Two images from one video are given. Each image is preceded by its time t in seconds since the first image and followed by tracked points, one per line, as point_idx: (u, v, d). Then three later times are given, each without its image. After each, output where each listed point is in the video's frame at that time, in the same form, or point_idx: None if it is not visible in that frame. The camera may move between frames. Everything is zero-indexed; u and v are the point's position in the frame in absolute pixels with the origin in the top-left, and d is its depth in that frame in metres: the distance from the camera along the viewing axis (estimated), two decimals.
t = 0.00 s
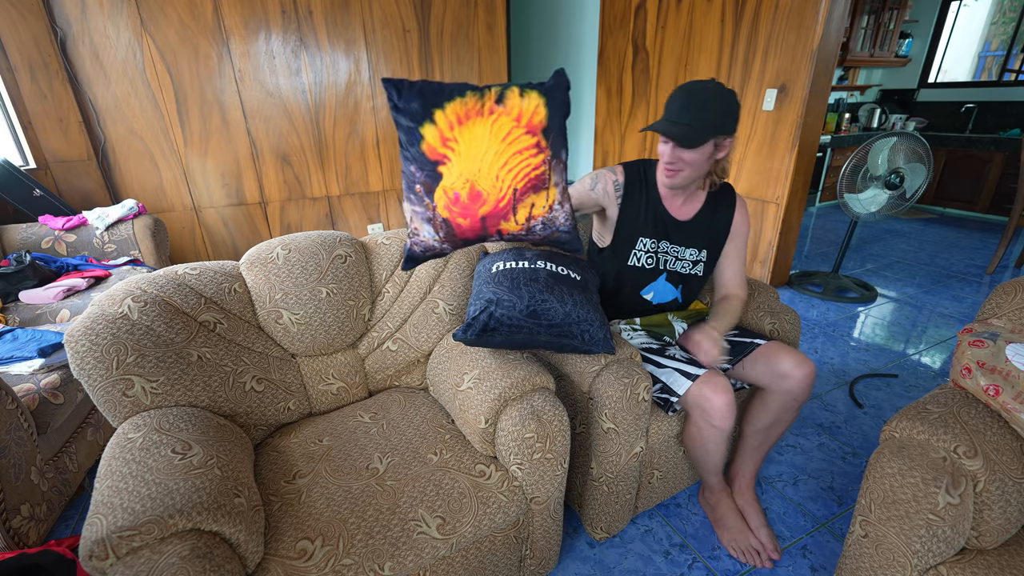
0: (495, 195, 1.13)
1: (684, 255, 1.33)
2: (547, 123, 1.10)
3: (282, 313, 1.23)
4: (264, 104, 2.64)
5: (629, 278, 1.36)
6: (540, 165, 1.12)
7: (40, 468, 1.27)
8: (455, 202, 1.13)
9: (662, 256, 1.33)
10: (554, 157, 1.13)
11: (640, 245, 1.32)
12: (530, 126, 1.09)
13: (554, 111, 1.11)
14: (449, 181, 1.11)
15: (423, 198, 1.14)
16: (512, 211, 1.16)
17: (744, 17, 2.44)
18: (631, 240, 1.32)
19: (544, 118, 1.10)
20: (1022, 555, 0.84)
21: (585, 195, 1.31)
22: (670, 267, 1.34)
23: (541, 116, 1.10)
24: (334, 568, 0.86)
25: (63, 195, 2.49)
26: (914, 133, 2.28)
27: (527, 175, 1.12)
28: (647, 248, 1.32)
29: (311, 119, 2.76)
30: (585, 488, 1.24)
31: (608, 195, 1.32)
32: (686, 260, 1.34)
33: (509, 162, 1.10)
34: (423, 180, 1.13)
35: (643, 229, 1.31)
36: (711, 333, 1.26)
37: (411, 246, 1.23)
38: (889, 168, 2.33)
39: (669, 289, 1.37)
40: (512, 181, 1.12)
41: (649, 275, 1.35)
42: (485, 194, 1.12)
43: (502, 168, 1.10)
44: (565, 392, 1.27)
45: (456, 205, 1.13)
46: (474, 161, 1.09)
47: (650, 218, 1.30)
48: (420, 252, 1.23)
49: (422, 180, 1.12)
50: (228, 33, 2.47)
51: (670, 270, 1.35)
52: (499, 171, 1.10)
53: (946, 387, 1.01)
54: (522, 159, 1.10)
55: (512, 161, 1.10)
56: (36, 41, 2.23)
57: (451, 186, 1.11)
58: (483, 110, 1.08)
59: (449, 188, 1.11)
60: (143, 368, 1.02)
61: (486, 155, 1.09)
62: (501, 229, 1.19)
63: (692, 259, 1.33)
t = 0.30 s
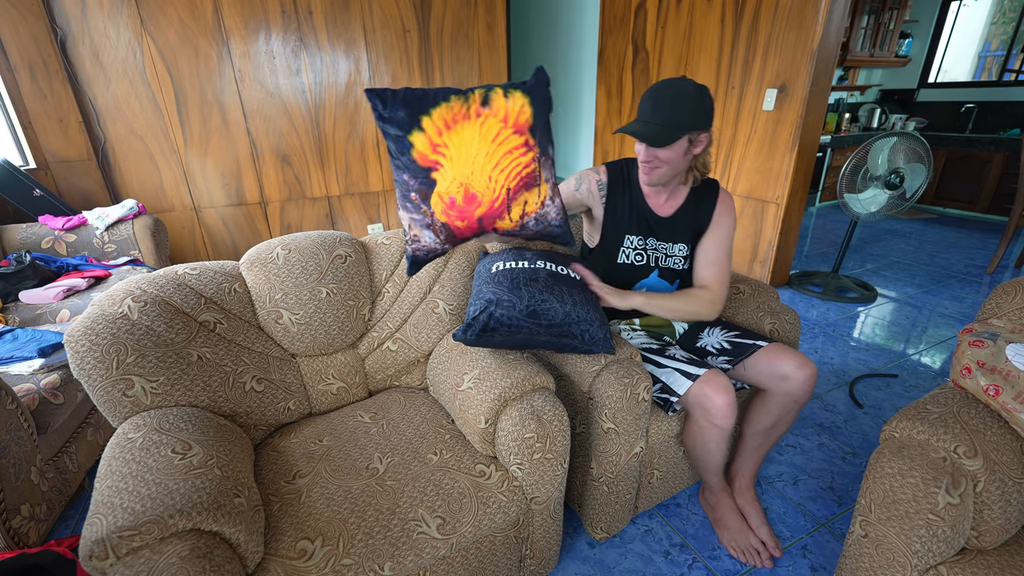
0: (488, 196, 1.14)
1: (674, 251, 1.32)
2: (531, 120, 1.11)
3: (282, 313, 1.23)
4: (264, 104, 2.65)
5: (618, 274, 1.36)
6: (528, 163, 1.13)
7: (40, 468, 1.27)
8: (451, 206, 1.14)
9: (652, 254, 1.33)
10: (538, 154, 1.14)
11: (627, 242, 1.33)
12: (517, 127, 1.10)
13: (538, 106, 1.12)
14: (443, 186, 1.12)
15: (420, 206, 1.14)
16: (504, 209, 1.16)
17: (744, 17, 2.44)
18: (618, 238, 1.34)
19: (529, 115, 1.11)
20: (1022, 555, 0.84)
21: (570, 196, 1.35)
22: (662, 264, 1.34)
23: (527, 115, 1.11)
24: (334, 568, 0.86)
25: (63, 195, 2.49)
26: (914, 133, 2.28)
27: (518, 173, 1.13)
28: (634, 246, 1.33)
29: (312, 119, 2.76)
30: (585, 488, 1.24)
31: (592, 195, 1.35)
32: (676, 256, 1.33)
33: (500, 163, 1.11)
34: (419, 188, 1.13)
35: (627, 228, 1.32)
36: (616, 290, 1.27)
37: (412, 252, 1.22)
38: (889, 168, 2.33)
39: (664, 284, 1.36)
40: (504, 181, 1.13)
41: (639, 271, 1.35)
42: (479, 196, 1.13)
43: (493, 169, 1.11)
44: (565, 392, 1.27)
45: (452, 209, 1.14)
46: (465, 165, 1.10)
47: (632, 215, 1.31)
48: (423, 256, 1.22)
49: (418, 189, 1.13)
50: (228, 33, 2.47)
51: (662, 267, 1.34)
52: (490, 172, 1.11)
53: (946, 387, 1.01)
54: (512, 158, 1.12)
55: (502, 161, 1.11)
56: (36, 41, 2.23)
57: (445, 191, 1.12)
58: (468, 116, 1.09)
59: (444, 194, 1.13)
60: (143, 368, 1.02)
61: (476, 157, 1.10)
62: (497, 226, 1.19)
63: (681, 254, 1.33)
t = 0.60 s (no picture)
0: (465, 163, 0.89)
1: (660, 245, 1.31)
2: (481, 85, 0.91)
3: (282, 313, 1.23)
4: (264, 104, 2.65)
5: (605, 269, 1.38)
6: (491, 122, 0.90)
7: (40, 468, 1.27)
8: (428, 183, 0.89)
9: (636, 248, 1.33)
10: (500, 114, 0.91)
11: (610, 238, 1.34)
12: (468, 92, 0.90)
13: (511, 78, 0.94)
14: (413, 165, 0.88)
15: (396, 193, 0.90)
16: (480, 172, 0.90)
17: (744, 17, 2.44)
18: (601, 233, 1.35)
19: (478, 80, 0.91)
20: (1022, 555, 0.84)
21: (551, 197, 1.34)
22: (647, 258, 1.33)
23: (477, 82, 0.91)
24: (334, 568, 0.86)
25: (63, 195, 2.49)
26: (914, 133, 2.28)
27: (488, 132, 0.90)
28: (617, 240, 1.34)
29: (312, 120, 2.77)
30: (585, 488, 1.24)
31: (573, 193, 1.35)
32: (662, 251, 1.32)
33: (467, 126, 0.88)
34: (391, 175, 0.89)
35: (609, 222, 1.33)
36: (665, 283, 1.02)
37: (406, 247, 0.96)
38: (889, 168, 2.33)
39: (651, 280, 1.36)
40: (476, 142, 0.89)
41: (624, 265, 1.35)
42: (452, 164, 0.88)
43: (461, 133, 0.88)
44: (565, 392, 1.27)
45: (429, 184, 0.89)
46: (430, 138, 0.88)
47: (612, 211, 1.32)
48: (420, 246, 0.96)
49: (391, 175, 0.89)
50: (228, 33, 2.47)
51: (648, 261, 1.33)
52: (456, 138, 0.88)
53: (946, 387, 1.01)
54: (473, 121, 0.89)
55: (468, 123, 0.89)
56: (36, 41, 2.23)
57: (417, 169, 0.89)
58: (421, 95, 0.90)
59: (418, 173, 0.89)
60: (143, 368, 1.02)
61: (439, 126, 0.88)
62: (478, 195, 0.90)
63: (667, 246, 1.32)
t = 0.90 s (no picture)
0: (429, 147, 0.95)
1: (646, 238, 1.38)
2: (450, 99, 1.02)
3: (282, 313, 1.23)
4: (264, 104, 2.64)
5: (592, 271, 1.41)
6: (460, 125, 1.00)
7: (40, 468, 1.27)
8: (395, 163, 0.93)
9: (622, 245, 1.38)
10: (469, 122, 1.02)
11: (597, 239, 1.37)
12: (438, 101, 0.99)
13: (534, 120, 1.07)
14: (382, 147, 0.94)
15: (363, 172, 0.93)
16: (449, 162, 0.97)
17: (744, 17, 2.44)
18: (587, 236, 1.38)
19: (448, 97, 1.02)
20: (1022, 555, 0.84)
21: (536, 204, 1.33)
22: (635, 253, 1.39)
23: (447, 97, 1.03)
24: (334, 568, 0.86)
25: (63, 195, 2.49)
26: (914, 133, 2.28)
27: (451, 126, 0.98)
28: (605, 240, 1.37)
29: (312, 120, 2.76)
30: (585, 488, 1.24)
31: (557, 198, 1.35)
32: (649, 243, 1.39)
33: (433, 119, 0.97)
34: (361, 158, 0.93)
35: (594, 225, 1.37)
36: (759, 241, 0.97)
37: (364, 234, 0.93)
38: (889, 168, 2.33)
39: (639, 276, 1.40)
40: (440, 132, 0.96)
41: (613, 264, 1.39)
42: (420, 148, 0.94)
43: (427, 122, 0.96)
44: (565, 392, 1.27)
45: (396, 164, 0.93)
46: (400, 124, 0.95)
47: (597, 213, 1.36)
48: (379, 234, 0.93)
49: (361, 157, 0.93)
50: (228, 33, 2.47)
51: (636, 257, 1.39)
52: (425, 128, 0.95)
53: (947, 387, 1.01)
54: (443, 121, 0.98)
55: (435, 117, 0.97)
56: (36, 41, 2.23)
57: (386, 151, 0.94)
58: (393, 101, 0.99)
59: (385, 154, 0.94)
60: (142, 368, 1.02)
61: (409, 116, 0.96)
62: (446, 182, 0.96)
63: (653, 239, 1.39)
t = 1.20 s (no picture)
0: (391, 166, 0.93)
1: (637, 235, 1.40)
2: (429, 122, 1.00)
3: (282, 313, 1.23)
4: (264, 104, 2.64)
5: (589, 268, 1.41)
6: (431, 143, 0.97)
7: (40, 468, 1.27)
8: (358, 182, 0.93)
9: (617, 241, 1.39)
10: (442, 142, 0.98)
11: (592, 235, 1.38)
12: (414, 124, 0.99)
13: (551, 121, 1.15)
14: (349, 168, 0.95)
15: (331, 192, 0.94)
16: (411, 178, 0.93)
17: (744, 17, 2.44)
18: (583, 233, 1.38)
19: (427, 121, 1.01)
20: (1022, 555, 0.84)
21: (533, 202, 1.32)
22: (628, 249, 1.41)
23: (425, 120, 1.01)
24: (334, 568, 0.86)
25: (63, 195, 2.49)
26: (914, 133, 2.28)
27: (417, 146, 0.95)
28: (600, 236, 1.38)
29: (312, 120, 2.76)
30: (586, 488, 1.24)
31: (554, 196, 1.35)
32: (640, 240, 1.41)
33: (399, 141, 0.96)
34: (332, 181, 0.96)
35: (591, 221, 1.37)
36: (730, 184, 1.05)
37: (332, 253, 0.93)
38: (889, 168, 2.33)
39: (633, 271, 1.42)
40: (404, 151, 0.94)
41: (610, 260, 1.40)
42: (383, 167, 0.93)
43: (393, 144, 0.95)
44: (565, 392, 1.27)
45: (359, 183, 0.93)
46: (367, 148, 0.96)
47: (592, 210, 1.36)
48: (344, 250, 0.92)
49: (330, 179, 0.95)
50: (228, 33, 2.47)
51: (629, 253, 1.41)
52: (392, 148, 0.95)
53: (946, 387, 1.01)
54: (412, 139, 0.96)
55: (401, 138, 0.96)
56: (36, 41, 2.23)
57: (351, 171, 0.95)
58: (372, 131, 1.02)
59: (351, 174, 0.95)
60: (142, 368, 1.02)
61: (377, 141, 0.97)
62: (408, 199, 0.92)
63: (643, 236, 1.42)
